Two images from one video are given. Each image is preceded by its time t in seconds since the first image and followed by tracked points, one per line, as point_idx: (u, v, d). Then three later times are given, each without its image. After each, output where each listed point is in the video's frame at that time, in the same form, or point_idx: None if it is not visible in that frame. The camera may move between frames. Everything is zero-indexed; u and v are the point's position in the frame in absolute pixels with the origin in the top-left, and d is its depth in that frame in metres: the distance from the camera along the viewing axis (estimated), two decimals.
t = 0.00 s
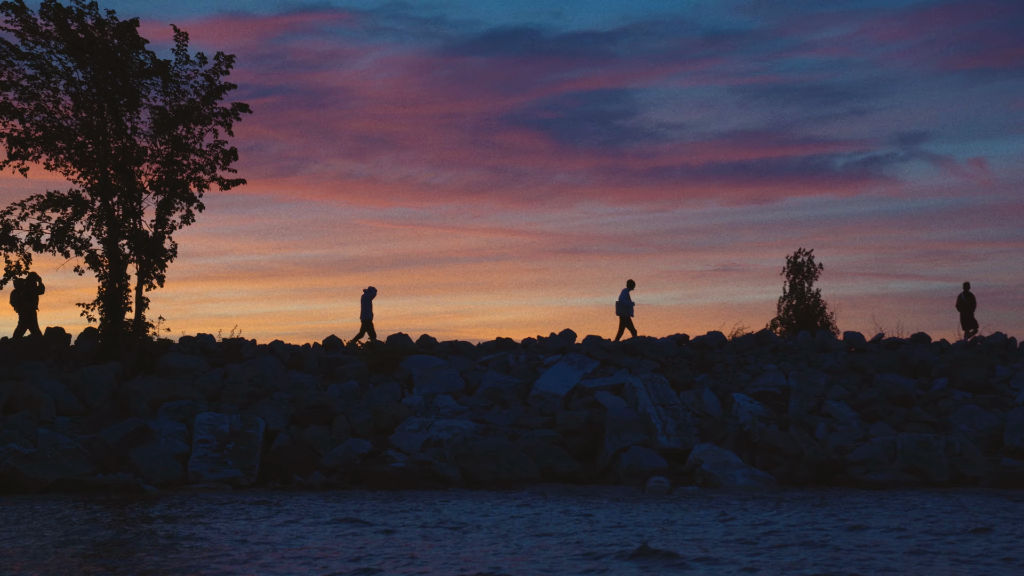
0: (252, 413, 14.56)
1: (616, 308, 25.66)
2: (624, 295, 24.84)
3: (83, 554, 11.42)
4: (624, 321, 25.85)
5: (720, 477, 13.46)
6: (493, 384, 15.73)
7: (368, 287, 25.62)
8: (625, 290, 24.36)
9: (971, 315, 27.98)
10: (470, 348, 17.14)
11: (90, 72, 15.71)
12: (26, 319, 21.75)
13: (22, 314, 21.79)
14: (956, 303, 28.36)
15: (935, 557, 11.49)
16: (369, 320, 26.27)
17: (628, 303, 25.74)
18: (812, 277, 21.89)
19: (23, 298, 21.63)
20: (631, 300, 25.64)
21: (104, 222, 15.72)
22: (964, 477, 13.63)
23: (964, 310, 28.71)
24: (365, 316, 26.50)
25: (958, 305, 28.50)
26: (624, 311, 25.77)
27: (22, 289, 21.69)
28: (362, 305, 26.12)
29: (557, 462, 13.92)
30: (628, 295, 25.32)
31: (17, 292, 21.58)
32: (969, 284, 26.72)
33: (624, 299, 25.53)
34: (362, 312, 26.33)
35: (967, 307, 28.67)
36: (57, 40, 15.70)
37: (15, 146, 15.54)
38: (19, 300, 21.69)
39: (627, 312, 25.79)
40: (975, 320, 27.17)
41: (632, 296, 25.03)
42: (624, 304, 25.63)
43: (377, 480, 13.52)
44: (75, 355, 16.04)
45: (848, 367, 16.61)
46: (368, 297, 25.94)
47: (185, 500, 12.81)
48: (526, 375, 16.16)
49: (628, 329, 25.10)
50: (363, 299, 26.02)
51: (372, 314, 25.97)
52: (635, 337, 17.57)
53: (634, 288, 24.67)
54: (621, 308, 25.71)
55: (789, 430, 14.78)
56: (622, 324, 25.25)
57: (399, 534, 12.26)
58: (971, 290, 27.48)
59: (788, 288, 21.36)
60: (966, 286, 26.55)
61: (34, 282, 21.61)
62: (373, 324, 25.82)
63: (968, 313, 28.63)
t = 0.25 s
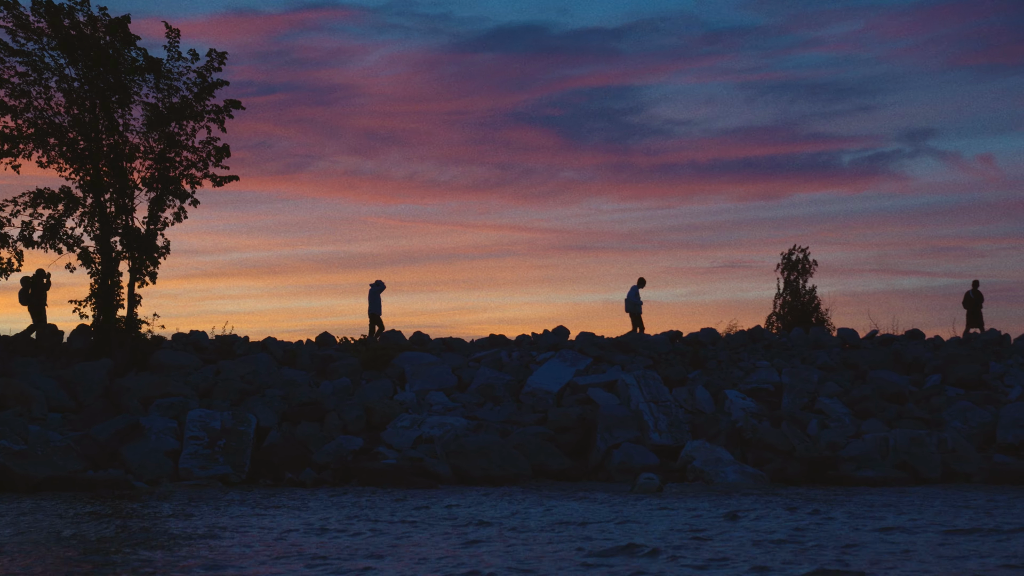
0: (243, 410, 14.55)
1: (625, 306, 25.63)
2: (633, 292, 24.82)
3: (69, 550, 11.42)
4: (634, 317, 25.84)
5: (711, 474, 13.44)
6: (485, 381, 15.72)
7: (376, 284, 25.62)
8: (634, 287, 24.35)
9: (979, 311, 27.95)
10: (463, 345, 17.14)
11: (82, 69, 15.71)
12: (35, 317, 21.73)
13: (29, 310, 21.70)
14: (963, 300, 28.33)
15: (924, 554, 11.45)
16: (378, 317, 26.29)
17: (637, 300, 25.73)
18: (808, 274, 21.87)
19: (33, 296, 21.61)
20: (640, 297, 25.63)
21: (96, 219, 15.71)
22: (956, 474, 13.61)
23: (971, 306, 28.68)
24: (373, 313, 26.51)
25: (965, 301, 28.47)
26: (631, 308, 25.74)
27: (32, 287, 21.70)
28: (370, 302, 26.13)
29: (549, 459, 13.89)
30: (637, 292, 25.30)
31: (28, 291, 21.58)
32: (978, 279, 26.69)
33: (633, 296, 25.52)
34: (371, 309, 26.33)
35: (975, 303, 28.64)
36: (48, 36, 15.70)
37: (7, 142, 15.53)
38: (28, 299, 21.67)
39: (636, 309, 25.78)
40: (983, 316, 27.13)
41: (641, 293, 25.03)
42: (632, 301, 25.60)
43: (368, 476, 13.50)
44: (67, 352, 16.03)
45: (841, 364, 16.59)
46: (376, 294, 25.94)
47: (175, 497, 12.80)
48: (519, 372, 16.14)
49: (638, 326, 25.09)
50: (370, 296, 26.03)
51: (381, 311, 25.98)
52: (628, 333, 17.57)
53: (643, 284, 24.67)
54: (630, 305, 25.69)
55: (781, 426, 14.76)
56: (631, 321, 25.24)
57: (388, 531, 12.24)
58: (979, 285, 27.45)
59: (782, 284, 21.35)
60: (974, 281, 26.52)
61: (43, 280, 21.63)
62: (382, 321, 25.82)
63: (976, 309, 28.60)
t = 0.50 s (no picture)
0: (233, 406, 14.55)
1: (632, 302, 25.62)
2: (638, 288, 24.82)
3: (55, 546, 11.42)
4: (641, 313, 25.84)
5: (701, 470, 13.43)
6: (476, 377, 15.72)
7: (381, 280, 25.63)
8: (640, 283, 24.35)
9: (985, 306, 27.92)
10: (455, 341, 17.14)
11: (73, 64, 15.69)
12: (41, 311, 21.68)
13: (35, 305, 21.67)
14: (969, 295, 28.32)
15: (912, 549, 11.44)
16: (383, 313, 26.29)
17: (644, 295, 25.73)
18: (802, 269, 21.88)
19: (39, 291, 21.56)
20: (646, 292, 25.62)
21: (87, 215, 15.69)
22: (946, 470, 13.59)
23: (978, 300, 28.67)
24: (380, 309, 26.50)
25: (973, 296, 28.44)
26: (638, 305, 25.73)
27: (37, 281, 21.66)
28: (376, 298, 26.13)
29: (539, 455, 13.88)
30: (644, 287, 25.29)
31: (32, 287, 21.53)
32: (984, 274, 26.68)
33: (640, 291, 25.51)
34: (377, 305, 26.32)
35: (981, 298, 28.63)
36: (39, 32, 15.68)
37: None
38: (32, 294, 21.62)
39: (642, 304, 25.77)
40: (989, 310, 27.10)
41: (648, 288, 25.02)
42: (639, 297, 25.59)
43: (357, 473, 13.49)
44: (58, 348, 16.03)
45: (832, 359, 16.59)
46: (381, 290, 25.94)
47: (163, 493, 12.79)
48: (510, 368, 16.14)
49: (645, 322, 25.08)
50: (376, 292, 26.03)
51: (386, 307, 25.97)
52: (620, 329, 17.57)
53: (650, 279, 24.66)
54: (636, 302, 25.69)
55: (772, 422, 14.76)
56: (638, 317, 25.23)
57: (376, 527, 12.23)
58: (985, 279, 27.43)
59: (776, 280, 21.34)
60: (982, 276, 26.51)
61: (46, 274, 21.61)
62: (387, 317, 25.82)
63: (982, 304, 28.59)
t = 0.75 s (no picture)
0: (220, 399, 14.53)
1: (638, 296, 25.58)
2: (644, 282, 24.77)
3: (38, 539, 11.40)
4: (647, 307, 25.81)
5: (688, 464, 13.41)
6: (465, 370, 15.71)
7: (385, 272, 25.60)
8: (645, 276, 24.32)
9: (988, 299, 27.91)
10: (444, 334, 17.14)
11: (60, 56, 15.65)
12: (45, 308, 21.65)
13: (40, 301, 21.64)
14: (972, 288, 28.31)
15: (896, 542, 11.43)
16: (387, 306, 26.28)
17: (649, 289, 25.71)
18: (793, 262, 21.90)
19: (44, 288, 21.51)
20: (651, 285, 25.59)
21: (74, 207, 15.66)
22: (933, 463, 13.57)
23: (980, 293, 28.67)
24: (383, 302, 26.48)
25: (975, 288, 28.45)
26: (643, 299, 25.67)
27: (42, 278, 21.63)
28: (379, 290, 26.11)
29: (526, 447, 13.87)
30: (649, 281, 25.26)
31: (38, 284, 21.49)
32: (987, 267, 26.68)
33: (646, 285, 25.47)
34: (381, 298, 26.29)
35: (983, 292, 28.64)
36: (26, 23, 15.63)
37: None
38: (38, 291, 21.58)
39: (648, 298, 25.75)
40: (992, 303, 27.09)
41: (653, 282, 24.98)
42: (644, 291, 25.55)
43: (344, 466, 13.47)
44: (46, 341, 16.01)
45: (821, 352, 16.60)
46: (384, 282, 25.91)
47: (149, 486, 12.78)
48: (498, 361, 16.14)
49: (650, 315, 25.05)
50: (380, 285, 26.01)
51: (389, 299, 25.95)
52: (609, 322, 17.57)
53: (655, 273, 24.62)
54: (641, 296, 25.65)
55: (760, 415, 14.76)
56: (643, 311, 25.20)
57: (361, 520, 12.22)
58: (987, 272, 27.42)
59: (768, 273, 21.33)
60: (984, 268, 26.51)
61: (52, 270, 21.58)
62: (391, 310, 25.80)
63: (984, 298, 28.60)
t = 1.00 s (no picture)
0: (205, 394, 14.50)
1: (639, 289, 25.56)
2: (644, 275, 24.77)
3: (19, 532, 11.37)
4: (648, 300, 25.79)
5: (672, 458, 13.40)
6: (450, 364, 15.69)
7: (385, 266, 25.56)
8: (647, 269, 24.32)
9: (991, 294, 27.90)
10: (430, 329, 17.12)
11: (44, 49, 15.60)
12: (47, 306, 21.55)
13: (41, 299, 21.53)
14: (973, 282, 28.31)
15: (878, 536, 11.41)
16: (387, 300, 26.24)
17: (650, 283, 25.69)
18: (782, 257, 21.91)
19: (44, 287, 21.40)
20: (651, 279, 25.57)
21: (58, 201, 15.62)
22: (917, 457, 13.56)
23: (981, 287, 28.68)
24: (384, 295, 26.43)
25: (975, 283, 28.47)
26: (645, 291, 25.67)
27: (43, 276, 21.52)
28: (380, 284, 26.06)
29: (511, 442, 13.85)
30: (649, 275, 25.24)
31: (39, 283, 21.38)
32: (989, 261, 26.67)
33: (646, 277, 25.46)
34: (381, 291, 26.25)
35: (984, 287, 28.66)
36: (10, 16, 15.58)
37: None
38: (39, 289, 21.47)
39: (649, 291, 25.74)
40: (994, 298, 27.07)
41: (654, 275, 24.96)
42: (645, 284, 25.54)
43: (329, 460, 13.45)
44: (31, 335, 15.96)
45: (808, 346, 16.60)
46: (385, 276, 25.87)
47: (132, 480, 12.74)
48: (484, 356, 16.12)
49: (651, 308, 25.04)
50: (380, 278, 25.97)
51: (390, 293, 25.90)
52: (595, 317, 17.56)
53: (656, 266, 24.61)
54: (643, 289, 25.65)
55: (745, 409, 14.74)
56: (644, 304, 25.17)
57: (344, 514, 12.19)
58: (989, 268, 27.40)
59: (757, 267, 21.33)
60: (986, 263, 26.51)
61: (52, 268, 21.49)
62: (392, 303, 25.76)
63: (986, 293, 28.61)
